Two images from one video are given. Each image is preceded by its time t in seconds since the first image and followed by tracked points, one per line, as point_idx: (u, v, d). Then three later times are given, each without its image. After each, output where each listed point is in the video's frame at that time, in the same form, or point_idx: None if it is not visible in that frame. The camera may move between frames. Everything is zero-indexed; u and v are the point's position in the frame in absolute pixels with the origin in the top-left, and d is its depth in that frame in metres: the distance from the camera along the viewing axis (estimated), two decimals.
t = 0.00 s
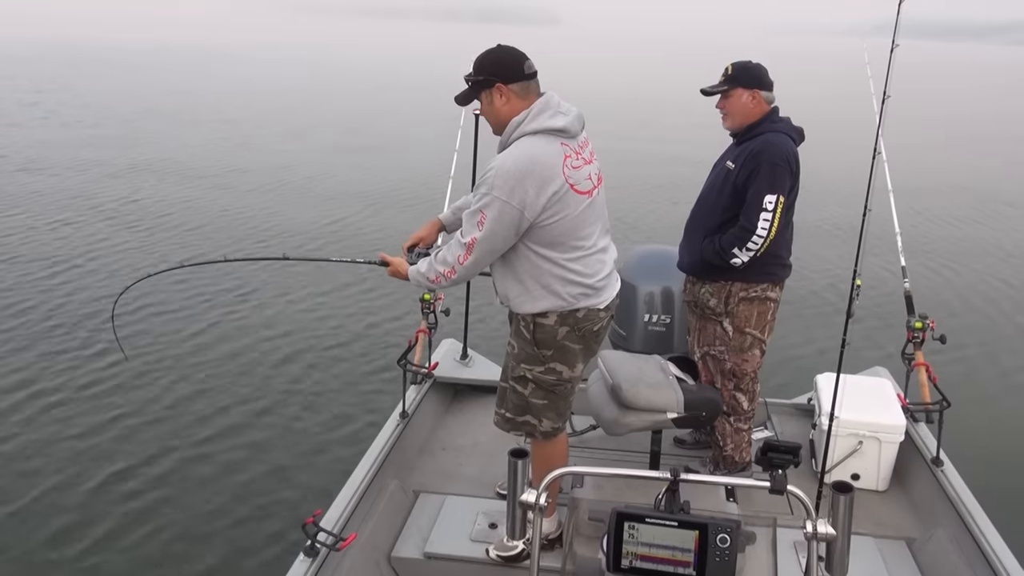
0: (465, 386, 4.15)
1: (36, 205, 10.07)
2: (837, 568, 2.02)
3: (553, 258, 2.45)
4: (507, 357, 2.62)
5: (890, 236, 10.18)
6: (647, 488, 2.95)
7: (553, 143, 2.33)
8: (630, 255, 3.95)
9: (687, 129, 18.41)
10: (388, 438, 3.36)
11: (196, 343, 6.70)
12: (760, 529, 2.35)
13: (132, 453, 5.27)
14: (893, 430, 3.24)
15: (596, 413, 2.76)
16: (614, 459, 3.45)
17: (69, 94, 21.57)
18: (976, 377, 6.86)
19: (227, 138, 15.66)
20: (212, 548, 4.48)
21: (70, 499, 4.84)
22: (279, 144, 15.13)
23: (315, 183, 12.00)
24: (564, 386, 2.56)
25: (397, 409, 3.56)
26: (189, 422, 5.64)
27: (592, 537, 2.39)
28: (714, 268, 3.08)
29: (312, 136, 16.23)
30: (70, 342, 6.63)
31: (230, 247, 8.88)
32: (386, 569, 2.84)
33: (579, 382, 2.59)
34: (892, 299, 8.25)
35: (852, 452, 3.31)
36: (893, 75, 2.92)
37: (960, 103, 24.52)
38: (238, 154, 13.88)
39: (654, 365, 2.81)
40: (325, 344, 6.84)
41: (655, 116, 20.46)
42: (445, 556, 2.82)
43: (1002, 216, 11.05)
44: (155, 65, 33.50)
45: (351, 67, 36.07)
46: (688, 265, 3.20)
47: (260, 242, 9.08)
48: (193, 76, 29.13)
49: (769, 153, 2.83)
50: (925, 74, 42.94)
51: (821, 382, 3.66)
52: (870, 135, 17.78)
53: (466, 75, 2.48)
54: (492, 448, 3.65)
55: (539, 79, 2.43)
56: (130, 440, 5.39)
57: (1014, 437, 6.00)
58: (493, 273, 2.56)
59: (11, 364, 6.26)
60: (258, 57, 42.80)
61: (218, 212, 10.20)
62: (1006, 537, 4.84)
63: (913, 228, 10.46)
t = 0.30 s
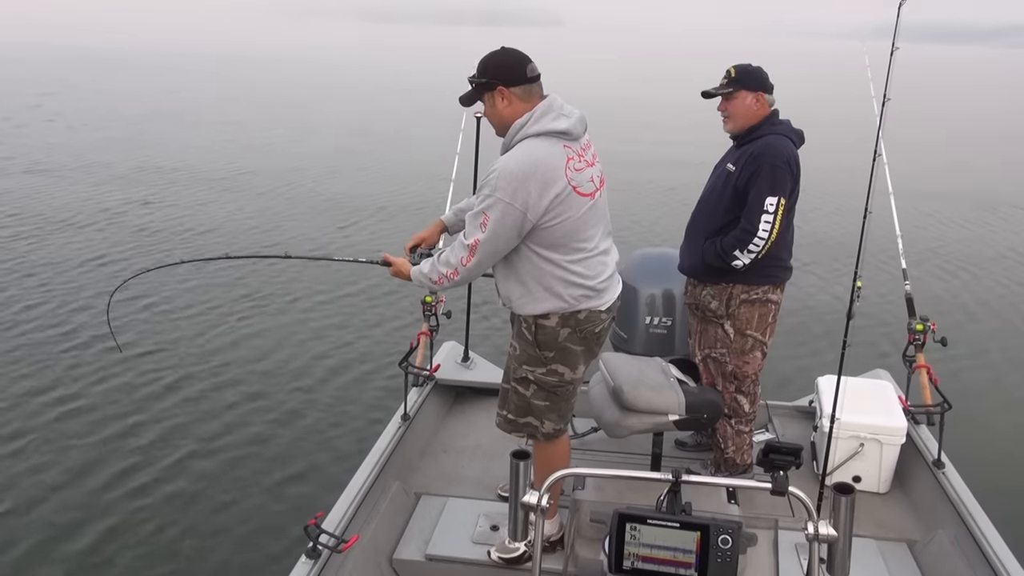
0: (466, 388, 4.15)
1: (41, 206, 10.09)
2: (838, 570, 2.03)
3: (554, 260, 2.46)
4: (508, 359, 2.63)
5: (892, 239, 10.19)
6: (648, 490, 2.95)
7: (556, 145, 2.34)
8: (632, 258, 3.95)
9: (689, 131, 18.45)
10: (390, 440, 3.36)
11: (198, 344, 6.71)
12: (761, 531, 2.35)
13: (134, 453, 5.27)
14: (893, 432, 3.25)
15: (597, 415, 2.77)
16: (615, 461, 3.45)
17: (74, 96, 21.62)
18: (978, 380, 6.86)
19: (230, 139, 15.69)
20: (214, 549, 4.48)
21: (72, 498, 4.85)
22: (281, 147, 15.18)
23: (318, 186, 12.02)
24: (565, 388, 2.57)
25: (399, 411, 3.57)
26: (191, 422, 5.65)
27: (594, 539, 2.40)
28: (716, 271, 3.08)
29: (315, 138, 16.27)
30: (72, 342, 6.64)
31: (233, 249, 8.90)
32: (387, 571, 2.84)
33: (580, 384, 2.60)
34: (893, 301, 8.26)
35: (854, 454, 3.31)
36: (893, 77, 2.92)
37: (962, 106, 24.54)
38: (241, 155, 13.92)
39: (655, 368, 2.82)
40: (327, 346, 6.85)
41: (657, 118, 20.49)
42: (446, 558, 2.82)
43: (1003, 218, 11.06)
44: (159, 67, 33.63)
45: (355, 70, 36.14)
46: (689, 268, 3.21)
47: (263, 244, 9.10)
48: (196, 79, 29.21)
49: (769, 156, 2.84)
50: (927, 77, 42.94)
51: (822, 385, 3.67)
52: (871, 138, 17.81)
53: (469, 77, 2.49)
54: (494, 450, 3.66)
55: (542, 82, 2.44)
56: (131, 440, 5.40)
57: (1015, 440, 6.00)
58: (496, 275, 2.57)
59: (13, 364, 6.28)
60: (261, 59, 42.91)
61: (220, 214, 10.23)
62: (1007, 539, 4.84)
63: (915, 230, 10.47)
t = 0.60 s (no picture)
0: (467, 390, 4.15)
1: (44, 208, 10.11)
2: (840, 572, 2.03)
3: (557, 261, 2.46)
4: (509, 361, 2.63)
5: (893, 240, 10.20)
6: (649, 491, 2.95)
7: (561, 146, 2.34)
8: (632, 260, 3.96)
9: (690, 133, 18.46)
10: (391, 442, 3.36)
11: (198, 345, 6.71)
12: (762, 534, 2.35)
13: (133, 455, 5.27)
14: (895, 433, 3.25)
15: (598, 417, 2.77)
16: (616, 463, 3.45)
17: (77, 98, 21.66)
18: (978, 381, 6.86)
19: (233, 142, 15.71)
20: (213, 550, 4.48)
21: (71, 500, 4.84)
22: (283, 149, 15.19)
23: (321, 188, 12.04)
24: (566, 389, 2.57)
25: (400, 413, 3.57)
26: (190, 423, 5.65)
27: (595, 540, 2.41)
28: (716, 272, 3.09)
29: (316, 140, 16.27)
30: (72, 344, 6.63)
31: (233, 251, 8.90)
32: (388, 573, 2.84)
33: (580, 386, 2.60)
34: (894, 302, 8.27)
35: (855, 455, 3.31)
36: (893, 79, 2.92)
37: (964, 107, 24.54)
38: (242, 157, 13.93)
39: (657, 369, 2.82)
40: (330, 348, 6.85)
41: (658, 120, 20.50)
42: (447, 560, 2.83)
43: (1004, 220, 11.05)
44: (162, 70, 33.68)
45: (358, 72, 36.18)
46: (689, 269, 3.21)
47: (265, 246, 9.11)
48: (198, 81, 29.23)
49: (769, 157, 2.85)
50: (929, 79, 43.03)
51: (822, 386, 3.66)
52: (873, 139, 17.81)
53: (476, 77, 2.49)
54: (495, 452, 3.66)
55: (547, 83, 2.44)
56: (130, 440, 5.40)
57: (1016, 442, 5.99)
58: (498, 276, 2.58)
59: (12, 365, 6.27)
60: (264, 61, 42.97)
61: (222, 216, 10.23)
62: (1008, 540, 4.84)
63: (916, 232, 10.47)
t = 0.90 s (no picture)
0: (467, 391, 4.15)
1: (45, 209, 10.13)
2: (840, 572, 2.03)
3: (559, 262, 2.46)
4: (509, 361, 2.63)
5: (893, 240, 10.20)
6: (649, 492, 2.96)
7: (566, 147, 2.34)
8: (632, 260, 3.96)
9: (692, 134, 18.45)
10: (391, 443, 3.36)
11: (197, 346, 6.71)
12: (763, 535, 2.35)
13: (132, 455, 5.27)
14: (895, 434, 3.25)
15: (598, 417, 2.77)
16: (617, 463, 3.45)
17: (80, 99, 21.68)
18: (978, 381, 6.86)
19: (235, 142, 15.73)
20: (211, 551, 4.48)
21: (70, 501, 4.85)
22: (285, 150, 15.19)
23: (322, 189, 12.04)
24: (566, 390, 2.57)
25: (401, 413, 3.57)
26: (189, 423, 5.64)
27: (595, 541, 2.41)
28: (715, 272, 3.08)
29: (318, 141, 16.29)
30: (72, 345, 6.64)
31: (234, 252, 8.90)
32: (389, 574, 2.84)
33: (581, 387, 2.60)
34: (894, 303, 8.27)
35: (855, 456, 3.31)
36: (892, 80, 2.92)
37: (967, 108, 24.51)
38: (244, 157, 13.94)
39: (657, 370, 2.82)
40: (330, 348, 6.86)
41: (661, 121, 20.49)
42: (448, 560, 2.83)
43: (1006, 220, 11.03)
44: (165, 71, 33.73)
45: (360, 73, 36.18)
46: (688, 269, 3.21)
47: (266, 247, 9.12)
48: (202, 81, 29.26)
49: (768, 157, 2.84)
50: (930, 79, 43.03)
51: (822, 386, 3.66)
52: (875, 140, 17.79)
53: (480, 76, 2.49)
54: (495, 452, 3.66)
55: (552, 83, 2.44)
56: (129, 441, 5.40)
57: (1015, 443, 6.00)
58: (499, 276, 2.57)
59: (12, 366, 6.28)
60: (266, 62, 42.94)
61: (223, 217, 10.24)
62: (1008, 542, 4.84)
63: (916, 232, 10.47)
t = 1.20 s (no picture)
0: (467, 392, 4.15)
1: (47, 211, 10.14)
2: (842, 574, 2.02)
3: (560, 264, 2.46)
4: (508, 363, 2.62)
5: (894, 241, 10.20)
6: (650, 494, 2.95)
7: (571, 148, 2.35)
8: (632, 261, 3.96)
9: (694, 135, 18.44)
10: (392, 444, 3.36)
11: (197, 347, 6.70)
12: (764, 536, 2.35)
13: (131, 456, 5.26)
14: (896, 435, 3.24)
15: (598, 419, 2.77)
16: (617, 464, 3.45)
17: (83, 102, 21.71)
18: (979, 382, 6.85)
19: (236, 144, 15.74)
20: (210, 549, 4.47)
21: (68, 500, 4.85)
22: (286, 152, 15.20)
23: (324, 191, 12.05)
24: (565, 392, 2.57)
25: (401, 415, 3.56)
26: (189, 424, 5.65)
27: (596, 542, 2.41)
28: (714, 273, 3.08)
29: (320, 143, 16.30)
30: (72, 345, 6.64)
31: (235, 254, 8.91)
32: None
33: (580, 389, 2.60)
34: (895, 304, 8.27)
35: (856, 457, 3.31)
36: (893, 80, 2.92)
37: (970, 108, 24.47)
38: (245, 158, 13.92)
39: (658, 371, 2.82)
40: (331, 350, 6.86)
41: (663, 122, 20.49)
42: (449, 562, 2.82)
43: (1009, 220, 11.01)
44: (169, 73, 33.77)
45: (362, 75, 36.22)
46: (688, 270, 3.21)
47: (267, 249, 9.13)
48: (204, 84, 29.27)
49: (767, 158, 2.84)
50: (931, 79, 43.04)
51: (823, 388, 3.66)
52: (878, 141, 17.77)
53: (486, 75, 2.49)
54: (495, 454, 3.66)
55: (558, 83, 2.44)
56: (129, 441, 5.40)
57: (1017, 444, 5.99)
58: (499, 275, 2.57)
59: (11, 366, 6.27)
60: (269, 64, 42.96)
61: (225, 219, 10.25)
62: (1009, 543, 4.83)
63: (918, 233, 10.46)
